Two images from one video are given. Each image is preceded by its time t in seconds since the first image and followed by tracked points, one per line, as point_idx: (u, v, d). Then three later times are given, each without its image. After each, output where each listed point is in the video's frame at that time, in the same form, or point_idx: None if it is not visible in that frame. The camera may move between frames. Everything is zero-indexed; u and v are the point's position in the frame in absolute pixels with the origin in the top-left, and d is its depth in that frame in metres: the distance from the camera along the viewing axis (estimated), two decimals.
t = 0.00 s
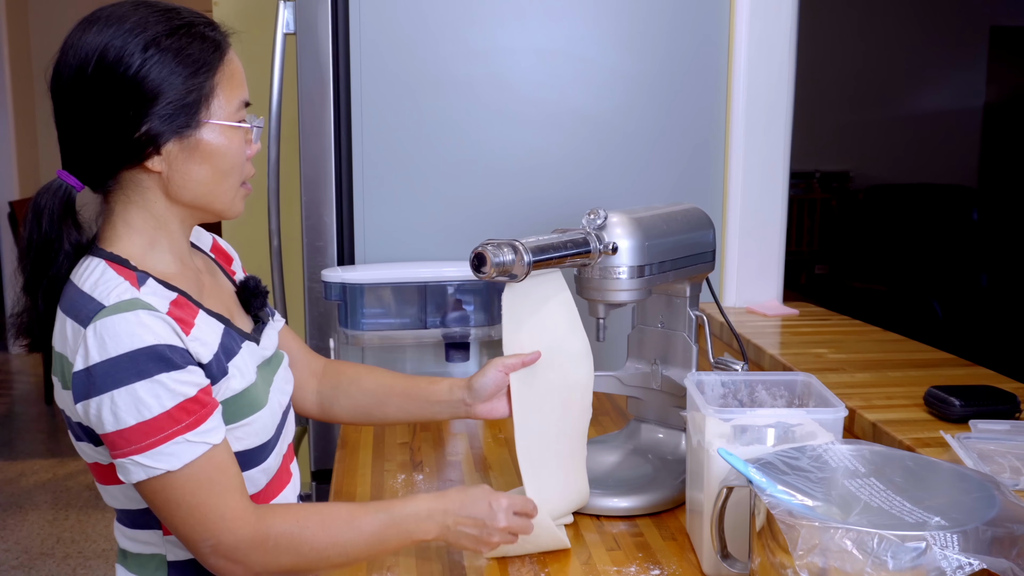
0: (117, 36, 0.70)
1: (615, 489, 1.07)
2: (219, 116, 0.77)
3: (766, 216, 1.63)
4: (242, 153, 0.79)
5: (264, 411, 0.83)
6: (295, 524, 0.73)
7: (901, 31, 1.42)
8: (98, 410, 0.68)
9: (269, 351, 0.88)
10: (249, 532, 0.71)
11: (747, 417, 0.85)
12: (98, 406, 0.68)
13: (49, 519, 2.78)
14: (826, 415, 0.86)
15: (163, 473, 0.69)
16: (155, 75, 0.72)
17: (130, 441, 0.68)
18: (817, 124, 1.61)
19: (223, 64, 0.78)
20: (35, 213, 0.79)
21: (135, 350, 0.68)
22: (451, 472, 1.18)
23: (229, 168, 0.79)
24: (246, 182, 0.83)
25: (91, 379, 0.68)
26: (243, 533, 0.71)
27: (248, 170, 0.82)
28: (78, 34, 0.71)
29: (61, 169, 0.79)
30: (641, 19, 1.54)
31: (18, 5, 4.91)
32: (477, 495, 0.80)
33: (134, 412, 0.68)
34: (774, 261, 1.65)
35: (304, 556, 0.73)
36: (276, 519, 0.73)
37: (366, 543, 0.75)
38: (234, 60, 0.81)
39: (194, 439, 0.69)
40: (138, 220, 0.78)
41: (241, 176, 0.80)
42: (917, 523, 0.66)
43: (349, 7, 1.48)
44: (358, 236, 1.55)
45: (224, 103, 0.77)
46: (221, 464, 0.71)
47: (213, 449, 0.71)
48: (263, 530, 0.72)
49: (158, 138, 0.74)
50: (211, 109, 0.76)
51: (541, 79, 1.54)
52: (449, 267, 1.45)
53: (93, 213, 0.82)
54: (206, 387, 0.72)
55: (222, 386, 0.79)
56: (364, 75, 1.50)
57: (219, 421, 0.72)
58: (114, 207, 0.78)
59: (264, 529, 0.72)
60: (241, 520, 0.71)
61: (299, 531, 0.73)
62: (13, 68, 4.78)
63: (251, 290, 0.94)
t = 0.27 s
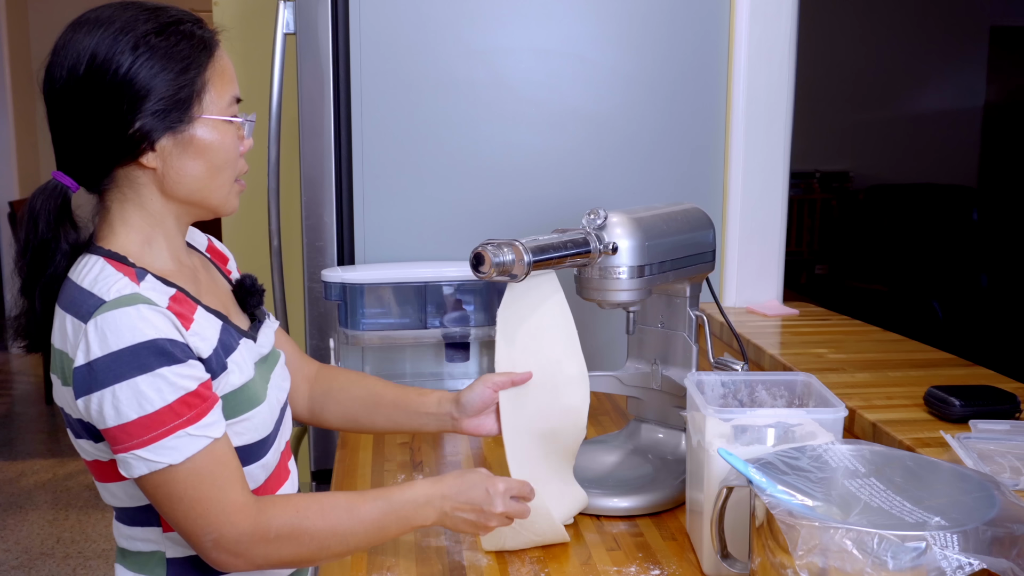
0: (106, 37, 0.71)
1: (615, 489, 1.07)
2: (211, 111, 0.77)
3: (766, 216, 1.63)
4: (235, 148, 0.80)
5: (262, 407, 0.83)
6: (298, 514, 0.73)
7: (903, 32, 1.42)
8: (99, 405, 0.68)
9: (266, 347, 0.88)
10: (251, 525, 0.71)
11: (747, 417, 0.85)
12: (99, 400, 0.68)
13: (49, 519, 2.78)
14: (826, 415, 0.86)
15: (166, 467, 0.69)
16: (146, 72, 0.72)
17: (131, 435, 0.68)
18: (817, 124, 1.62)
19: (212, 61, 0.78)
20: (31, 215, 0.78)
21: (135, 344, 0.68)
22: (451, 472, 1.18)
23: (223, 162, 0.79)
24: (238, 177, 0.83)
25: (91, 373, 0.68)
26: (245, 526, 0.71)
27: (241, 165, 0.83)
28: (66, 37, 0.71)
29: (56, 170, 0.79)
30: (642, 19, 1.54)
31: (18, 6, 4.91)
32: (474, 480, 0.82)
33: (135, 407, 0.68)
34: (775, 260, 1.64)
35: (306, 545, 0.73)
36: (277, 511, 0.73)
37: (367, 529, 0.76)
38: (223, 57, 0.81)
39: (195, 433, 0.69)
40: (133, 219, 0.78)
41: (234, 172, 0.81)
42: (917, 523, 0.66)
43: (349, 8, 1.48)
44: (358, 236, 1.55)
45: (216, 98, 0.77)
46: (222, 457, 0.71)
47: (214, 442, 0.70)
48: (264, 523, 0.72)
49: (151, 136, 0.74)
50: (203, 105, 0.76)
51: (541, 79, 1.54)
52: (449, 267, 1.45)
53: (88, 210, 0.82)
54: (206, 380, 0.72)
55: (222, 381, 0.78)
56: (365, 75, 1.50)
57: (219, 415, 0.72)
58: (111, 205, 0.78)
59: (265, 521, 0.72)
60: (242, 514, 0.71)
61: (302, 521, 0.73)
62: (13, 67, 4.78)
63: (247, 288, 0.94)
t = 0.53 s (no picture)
0: (99, 36, 0.71)
1: (615, 489, 1.07)
2: (205, 110, 0.77)
3: (766, 216, 1.63)
4: (229, 147, 0.79)
5: (261, 405, 0.83)
6: (297, 507, 0.73)
7: (904, 33, 1.42)
8: (101, 403, 0.68)
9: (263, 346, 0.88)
10: (251, 520, 0.71)
11: (747, 417, 0.86)
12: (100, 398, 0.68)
13: (49, 519, 2.78)
14: (826, 415, 0.86)
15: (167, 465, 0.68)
16: (139, 71, 0.72)
17: (132, 433, 0.68)
18: (818, 124, 1.62)
19: (207, 61, 0.78)
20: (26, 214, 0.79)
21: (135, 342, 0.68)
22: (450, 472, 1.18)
23: (217, 161, 0.79)
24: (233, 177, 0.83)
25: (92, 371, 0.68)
26: (245, 522, 0.71)
27: (236, 166, 0.82)
28: (61, 38, 0.72)
29: (52, 169, 0.78)
30: (643, 19, 1.54)
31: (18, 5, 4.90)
32: (473, 463, 0.81)
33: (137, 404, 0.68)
34: (775, 260, 1.64)
35: (305, 537, 0.73)
36: (276, 505, 0.73)
37: (365, 517, 0.75)
38: (218, 57, 0.80)
39: (196, 430, 0.69)
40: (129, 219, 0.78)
41: (229, 171, 0.81)
42: (916, 523, 0.66)
43: (349, 8, 1.48)
44: (357, 236, 1.55)
45: (210, 97, 0.77)
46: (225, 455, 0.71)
47: (215, 440, 0.70)
48: (264, 519, 0.72)
49: (144, 134, 0.73)
50: (197, 103, 0.76)
51: (542, 79, 1.54)
52: (449, 267, 1.45)
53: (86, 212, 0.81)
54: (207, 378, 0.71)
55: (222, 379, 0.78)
56: (365, 75, 1.50)
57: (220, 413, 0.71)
58: (108, 206, 0.78)
59: (265, 516, 0.72)
60: (242, 510, 0.70)
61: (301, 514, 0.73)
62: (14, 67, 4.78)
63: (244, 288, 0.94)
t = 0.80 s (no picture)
0: (112, 34, 0.71)
1: (615, 489, 1.07)
2: (209, 118, 0.76)
3: (766, 216, 1.62)
4: (229, 156, 0.78)
5: (261, 401, 0.83)
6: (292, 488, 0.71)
7: (904, 33, 1.42)
8: (102, 396, 0.67)
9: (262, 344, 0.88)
10: (247, 509, 0.69)
11: (747, 417, 0.86)
12: (102, 390, 0.67)
13: (49, 519, 2.78)
14: (826, 415, 0.86)
15: (168, 458, 0.67)
16: (148, 71, 0.72)
17: (134, 424, 0.66)
18: (817, 124, 1.62)
19: (217, 69, 0.78)
20: (25, 197, 0.80)
21: (136, 334, 0.67)
22: (450, 472, 1.18)
23: (215, 171, 0.77)
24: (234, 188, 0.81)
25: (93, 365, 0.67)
26: (241, 512, 0.68)
27: (236, 178, 0.81)
28: (76, 31, 0.72)
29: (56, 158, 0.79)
30: (643, 19, 1.54)
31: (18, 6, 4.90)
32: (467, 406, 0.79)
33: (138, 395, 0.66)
34: (775, 260, 1.64)
35: (306, 516, 0.71)
36: (270, 490, 0.70)
37: (359, 483, 0.73)
38: (230, 68, 0.80)
39: (198, 421, 0.68)
40: (128, 219, 0.78)
41: (227, 181, 0.79)
42: (917, 523, 0.66)
43: (349, 8, 1.48)
44: (357, 236, 1.55)
45: (215, 106, 0.77)
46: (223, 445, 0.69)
47: (217, 431, 0.69)
48: (259, 506, 0.69)
49: (145, 134, 0.73)
50: (202, 110, 0.76)
51: (542, 79, 1.54)
52: (449, 266, 1.45)
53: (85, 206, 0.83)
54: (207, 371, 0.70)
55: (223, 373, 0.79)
56: (365, 75, 1.50)
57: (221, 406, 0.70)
58: (108, 204, 0.78)
59: (259, 503, 0.69)
60: (235, 499, 0.68)
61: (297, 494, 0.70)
62: (13, 66, 4.78)
63: (241, 288, 0.95)
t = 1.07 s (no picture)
0: (138, 33, 0.71)
1: (615, 489, 1.07)
2: (220, 130, 0.76)
3: (766, 216, 1.62)
4: (235, 172, 0.78)
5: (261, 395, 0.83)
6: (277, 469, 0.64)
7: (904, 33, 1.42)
8: (102, 383, 0.67)
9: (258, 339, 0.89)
10: (231, 493, 0.64)
11: (747, 418, 0.86)
12: (102, 378, 0.66)
13: (49, 519, 2.78)
14: (826, 415, 0.86)
15: (161, 442, 0.65)
16: (171, 73, 0.72)
17: (131, 410, 0.65)
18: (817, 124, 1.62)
19: (237, 83, 0.78)
20: (31, 180, 0.80)
21: (131, 320, 0.67)
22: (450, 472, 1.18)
23: (218, 181, 0.77)
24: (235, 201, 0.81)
25: (94, 352, 0.67)
26: (227, 498, 0.64)
27: (239, 192, 0.81)
28: (105, 27, 0.73)
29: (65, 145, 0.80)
30: (642, 19, 1.54)
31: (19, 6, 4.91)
32: (452, 356, 0.67)
33: (131, 378, 0.65)
34: (775, 259, 1.64)
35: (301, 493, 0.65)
36: (249, 470, 0.64)
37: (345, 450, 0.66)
38: (251, 85, 0.80)
39: (191, 404, 0.65)
40: (128, 217, 0.78)
41: (229, 195, 0.78)
42: (917, 523, 0.66)
43: (349, 8, 1.48)
44: (357, 236, 1.55)
45: (228, 119, 0.77)
46: (213, 427, 0.66)
47: (213, 414, 0.66)
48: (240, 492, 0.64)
49: (156, 135, 0.73)
50: (215, 121, 0.76)
51: (542, 79, 1.54)
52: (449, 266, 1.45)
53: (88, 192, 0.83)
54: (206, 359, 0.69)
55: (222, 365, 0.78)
56: (365, 75, 1.50)
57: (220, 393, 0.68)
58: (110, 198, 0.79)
59: (240, 487, 0.64)
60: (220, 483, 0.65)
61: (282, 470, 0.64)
62: (13, 66, 4.78)
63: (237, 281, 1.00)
